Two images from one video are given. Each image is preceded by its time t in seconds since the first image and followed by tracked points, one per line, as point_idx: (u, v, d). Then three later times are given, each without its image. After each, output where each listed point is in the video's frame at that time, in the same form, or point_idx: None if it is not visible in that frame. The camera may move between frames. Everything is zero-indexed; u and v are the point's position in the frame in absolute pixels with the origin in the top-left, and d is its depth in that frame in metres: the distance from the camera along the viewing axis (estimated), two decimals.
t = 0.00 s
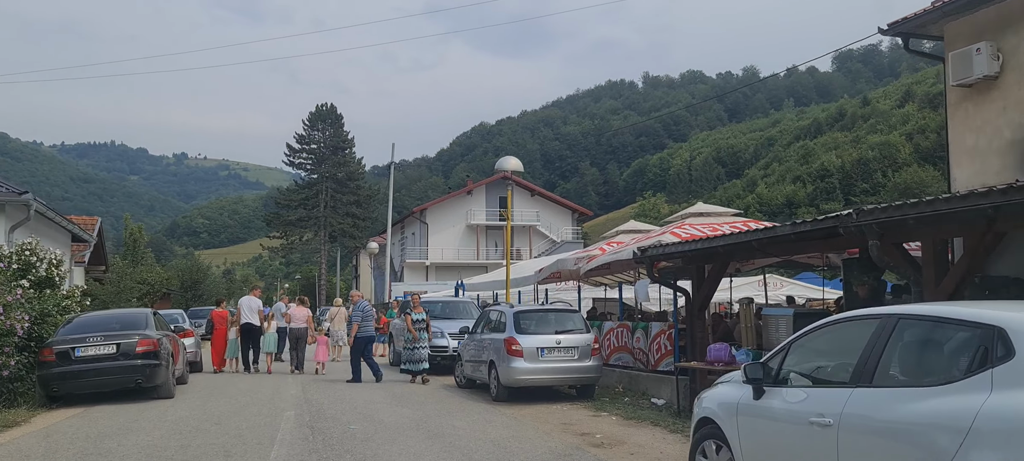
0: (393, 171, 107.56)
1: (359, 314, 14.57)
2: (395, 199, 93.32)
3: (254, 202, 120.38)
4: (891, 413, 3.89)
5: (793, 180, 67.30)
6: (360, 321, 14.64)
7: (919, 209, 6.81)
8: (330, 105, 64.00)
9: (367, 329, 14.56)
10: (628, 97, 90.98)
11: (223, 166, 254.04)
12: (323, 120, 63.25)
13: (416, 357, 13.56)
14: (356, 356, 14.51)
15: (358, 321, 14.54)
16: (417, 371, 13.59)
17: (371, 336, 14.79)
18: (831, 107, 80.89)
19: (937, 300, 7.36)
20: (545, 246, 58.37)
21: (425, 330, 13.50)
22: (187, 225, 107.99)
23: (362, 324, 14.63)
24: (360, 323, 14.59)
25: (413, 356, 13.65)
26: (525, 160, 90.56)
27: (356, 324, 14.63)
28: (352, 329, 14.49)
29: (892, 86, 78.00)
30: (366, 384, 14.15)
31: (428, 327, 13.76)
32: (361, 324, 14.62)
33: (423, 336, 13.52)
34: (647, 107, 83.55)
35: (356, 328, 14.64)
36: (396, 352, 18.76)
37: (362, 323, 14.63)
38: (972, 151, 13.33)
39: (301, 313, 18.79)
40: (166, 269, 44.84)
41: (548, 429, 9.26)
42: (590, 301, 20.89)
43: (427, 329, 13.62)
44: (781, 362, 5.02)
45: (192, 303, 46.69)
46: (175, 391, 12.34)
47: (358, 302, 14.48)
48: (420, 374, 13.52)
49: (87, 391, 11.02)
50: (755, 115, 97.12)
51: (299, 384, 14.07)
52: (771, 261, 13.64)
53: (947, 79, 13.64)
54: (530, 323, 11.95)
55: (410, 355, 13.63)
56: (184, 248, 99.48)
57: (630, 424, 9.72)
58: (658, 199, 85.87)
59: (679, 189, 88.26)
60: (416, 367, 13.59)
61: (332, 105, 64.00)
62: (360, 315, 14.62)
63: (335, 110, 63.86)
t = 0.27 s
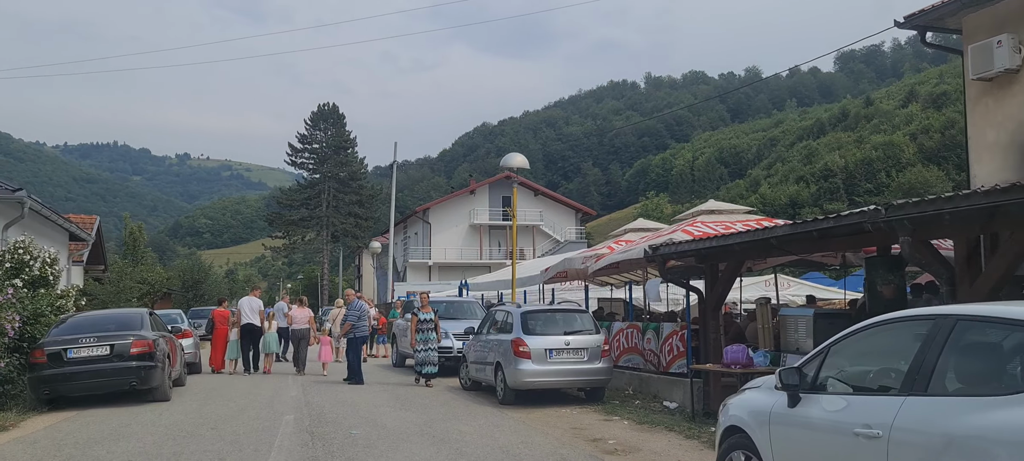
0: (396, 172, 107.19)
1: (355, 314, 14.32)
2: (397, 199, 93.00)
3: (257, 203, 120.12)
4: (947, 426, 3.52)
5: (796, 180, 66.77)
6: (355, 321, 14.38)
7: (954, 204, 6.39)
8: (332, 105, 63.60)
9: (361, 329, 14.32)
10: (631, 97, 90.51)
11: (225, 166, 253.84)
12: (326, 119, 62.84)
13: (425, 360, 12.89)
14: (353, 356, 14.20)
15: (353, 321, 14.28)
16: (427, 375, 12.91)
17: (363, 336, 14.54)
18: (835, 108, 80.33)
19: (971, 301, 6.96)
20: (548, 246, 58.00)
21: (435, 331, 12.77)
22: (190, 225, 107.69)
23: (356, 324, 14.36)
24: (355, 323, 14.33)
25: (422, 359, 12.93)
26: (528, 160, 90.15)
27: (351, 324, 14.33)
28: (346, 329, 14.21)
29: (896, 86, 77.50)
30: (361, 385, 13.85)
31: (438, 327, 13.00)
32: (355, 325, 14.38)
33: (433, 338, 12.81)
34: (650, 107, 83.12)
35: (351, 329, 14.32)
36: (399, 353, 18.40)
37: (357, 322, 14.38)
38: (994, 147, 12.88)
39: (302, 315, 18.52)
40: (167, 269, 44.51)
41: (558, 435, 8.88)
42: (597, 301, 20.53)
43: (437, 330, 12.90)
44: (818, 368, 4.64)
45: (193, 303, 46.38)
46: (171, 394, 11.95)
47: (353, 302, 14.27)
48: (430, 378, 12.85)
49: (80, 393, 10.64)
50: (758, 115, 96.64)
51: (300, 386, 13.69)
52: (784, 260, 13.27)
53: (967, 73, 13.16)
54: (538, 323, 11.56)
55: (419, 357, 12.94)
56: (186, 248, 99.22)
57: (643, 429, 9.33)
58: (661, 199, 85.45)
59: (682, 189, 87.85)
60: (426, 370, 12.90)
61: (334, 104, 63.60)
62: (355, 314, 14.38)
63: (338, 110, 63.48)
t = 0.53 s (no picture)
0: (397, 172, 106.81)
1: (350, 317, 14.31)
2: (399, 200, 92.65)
3: (258, 203, 119.75)
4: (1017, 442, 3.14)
5: (799, 180, 66.29)
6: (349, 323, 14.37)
7: (1011, 194, 5.84)
8: (333, 104, 63.07)
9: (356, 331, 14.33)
10: (633, 98, 90.03)
11: (226, 167, 253.56)
12: (327, 119, 62.33)
13: (428, 362, 12.41)
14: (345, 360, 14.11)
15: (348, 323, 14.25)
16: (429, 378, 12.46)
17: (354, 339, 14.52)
18: (837, 108, 79.74)
19: (1007, 303, 6.57)
20: (551, 246, 57.61)
21: (440, 332, 12.40)
22: (191, 225, 107.32)
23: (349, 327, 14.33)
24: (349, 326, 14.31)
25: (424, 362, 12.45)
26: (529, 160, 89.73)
27: (344, 327, 14.33)
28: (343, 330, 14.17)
29: (899, 86, 76.94)
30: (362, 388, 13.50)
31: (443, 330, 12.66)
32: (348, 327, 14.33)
33: (438, 339, 12.41)
34: (652, 107, 82.69)
35: (345, 332, 14.29)
36: (402, 355, 18.06)
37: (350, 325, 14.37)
38: (1015, 142, 12.45)
39: (302, 316, 18.17)
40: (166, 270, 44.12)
41: (569, 441, 8.48)
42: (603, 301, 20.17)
43: (442, 333, 12.53)
44: (861, 373, 4.24)
45: (193, 304, 46.02)
46: (166, 397, 11.53)
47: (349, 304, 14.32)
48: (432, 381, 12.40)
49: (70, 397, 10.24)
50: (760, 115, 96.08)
51: (300, 389, 13.30)
52: (797, 260, 12.91)
53: (986, 67, 12.72)
54: (546, 325, 11.18)
55: (422, 360, 12.47)
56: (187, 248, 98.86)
57: (657, 435, 8.93)
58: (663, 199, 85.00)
59: (684, 189, 87.41)
60: (429, 373, 12.43)
61: (336, 104, 63.07)
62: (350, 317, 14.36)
63: (340, 109, 63.02)
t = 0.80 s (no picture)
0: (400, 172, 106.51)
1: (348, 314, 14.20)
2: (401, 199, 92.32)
3: (261, 203, 119.48)
4: None
5: (802, 180, 65.72)
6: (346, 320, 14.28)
7: (1017, 193, 5.85)
8: (336, 103, 62.72)
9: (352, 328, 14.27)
10: (636, 98, 89.52)
11: (230, 167, 253.46)
12: (330, 118, 61.98)
13: (431, 364, 12.01)
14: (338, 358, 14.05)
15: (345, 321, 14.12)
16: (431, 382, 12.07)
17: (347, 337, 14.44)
18: (840, 108, 79.03)
19: None
20: (554, 246, 57.18)
21: (444, 333, 12.02)
22: (194, 225, 107.11)
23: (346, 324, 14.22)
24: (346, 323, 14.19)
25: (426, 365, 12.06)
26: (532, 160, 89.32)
27: (339, 323, 14.15)
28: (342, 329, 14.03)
29: (903, 86, 76.19)
30: (364, 390, 13.12)
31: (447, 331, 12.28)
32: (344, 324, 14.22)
33: (441, 340, 12.01)
34: (655, 107, 82.24)
35: (340, 329, 14.14)
36: (404, 356, 17.72)
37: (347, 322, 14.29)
38: None
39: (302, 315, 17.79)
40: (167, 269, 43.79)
41: (580, 448, 8.09)
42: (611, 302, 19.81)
43: (446, 334, 12.14)
44: (916, 381, 3.83)
45: (194, 304, 45.70)
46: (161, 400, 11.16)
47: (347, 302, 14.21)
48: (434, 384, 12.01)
49: (62, 399, 9.87)
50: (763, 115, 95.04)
51: (300, 392, 12.91)
52: (812, 258, 12.54)
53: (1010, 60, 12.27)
54: (554, 326, 10.80)
55: (424, 363, 12.07)
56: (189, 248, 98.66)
57: (672, 441, 8.54)
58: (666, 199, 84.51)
59: (687, 189, 86.93)
60: (431, 377, 12.05)
61: (338, 103, 62.72)
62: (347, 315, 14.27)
63: (342, 108, 62.65)
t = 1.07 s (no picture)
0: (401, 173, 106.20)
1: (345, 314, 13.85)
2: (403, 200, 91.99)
3: (263, 204, 119.30)
4: None
5: (805, 180, 65.22)
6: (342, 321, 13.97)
7: None
8: (338, 103, 62.39)
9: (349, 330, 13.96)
10: (638, 99, 89.06)
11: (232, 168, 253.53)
12: (331, 118, 61.63)
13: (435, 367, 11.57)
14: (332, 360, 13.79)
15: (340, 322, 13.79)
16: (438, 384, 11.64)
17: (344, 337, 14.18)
18: (843, 108, 78.36)
19: None
20: (557, 247, 56.77)
21: (450, 334, 11.59)
22: (196, 227, 106.91)
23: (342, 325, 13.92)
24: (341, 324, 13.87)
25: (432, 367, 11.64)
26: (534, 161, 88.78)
27: (333, 324, 13.80)
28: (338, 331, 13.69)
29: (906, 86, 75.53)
30: (366, 394, 12.76)
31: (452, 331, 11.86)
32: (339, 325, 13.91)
33: (447, 341, 11.58)
34: (657, 108, 81.91)
35: (335, 330, 13.83)
36: (407, 357, 17.36)
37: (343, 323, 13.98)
38: None
39: (304, 318, 17.43)
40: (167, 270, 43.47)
41: (592, 456, 7.72)
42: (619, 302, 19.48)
43: (451, 334, 11.72)
44: (982, 392, 3.43)
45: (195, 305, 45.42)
46: (156, 405, 10.75)
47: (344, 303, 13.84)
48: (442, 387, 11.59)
49: (51, 404, 9.49)
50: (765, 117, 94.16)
51: (300, 396, 12.53)
52: (827, 257, 12.17)
53: None
54: (562, 327, 10.39)
55: (430, 365, 11.64)
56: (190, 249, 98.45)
57: (688, 448, 8.16)
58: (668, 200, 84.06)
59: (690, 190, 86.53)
60: (439, 379, 11.62)
61: (340, 103, 62.37)
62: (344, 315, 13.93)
63: (343, 108, 62.26)
